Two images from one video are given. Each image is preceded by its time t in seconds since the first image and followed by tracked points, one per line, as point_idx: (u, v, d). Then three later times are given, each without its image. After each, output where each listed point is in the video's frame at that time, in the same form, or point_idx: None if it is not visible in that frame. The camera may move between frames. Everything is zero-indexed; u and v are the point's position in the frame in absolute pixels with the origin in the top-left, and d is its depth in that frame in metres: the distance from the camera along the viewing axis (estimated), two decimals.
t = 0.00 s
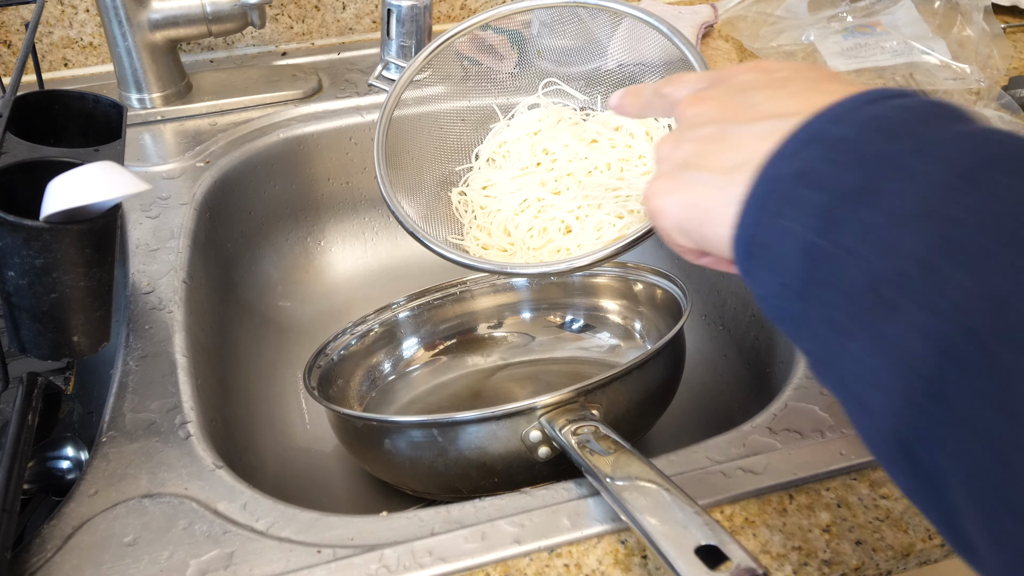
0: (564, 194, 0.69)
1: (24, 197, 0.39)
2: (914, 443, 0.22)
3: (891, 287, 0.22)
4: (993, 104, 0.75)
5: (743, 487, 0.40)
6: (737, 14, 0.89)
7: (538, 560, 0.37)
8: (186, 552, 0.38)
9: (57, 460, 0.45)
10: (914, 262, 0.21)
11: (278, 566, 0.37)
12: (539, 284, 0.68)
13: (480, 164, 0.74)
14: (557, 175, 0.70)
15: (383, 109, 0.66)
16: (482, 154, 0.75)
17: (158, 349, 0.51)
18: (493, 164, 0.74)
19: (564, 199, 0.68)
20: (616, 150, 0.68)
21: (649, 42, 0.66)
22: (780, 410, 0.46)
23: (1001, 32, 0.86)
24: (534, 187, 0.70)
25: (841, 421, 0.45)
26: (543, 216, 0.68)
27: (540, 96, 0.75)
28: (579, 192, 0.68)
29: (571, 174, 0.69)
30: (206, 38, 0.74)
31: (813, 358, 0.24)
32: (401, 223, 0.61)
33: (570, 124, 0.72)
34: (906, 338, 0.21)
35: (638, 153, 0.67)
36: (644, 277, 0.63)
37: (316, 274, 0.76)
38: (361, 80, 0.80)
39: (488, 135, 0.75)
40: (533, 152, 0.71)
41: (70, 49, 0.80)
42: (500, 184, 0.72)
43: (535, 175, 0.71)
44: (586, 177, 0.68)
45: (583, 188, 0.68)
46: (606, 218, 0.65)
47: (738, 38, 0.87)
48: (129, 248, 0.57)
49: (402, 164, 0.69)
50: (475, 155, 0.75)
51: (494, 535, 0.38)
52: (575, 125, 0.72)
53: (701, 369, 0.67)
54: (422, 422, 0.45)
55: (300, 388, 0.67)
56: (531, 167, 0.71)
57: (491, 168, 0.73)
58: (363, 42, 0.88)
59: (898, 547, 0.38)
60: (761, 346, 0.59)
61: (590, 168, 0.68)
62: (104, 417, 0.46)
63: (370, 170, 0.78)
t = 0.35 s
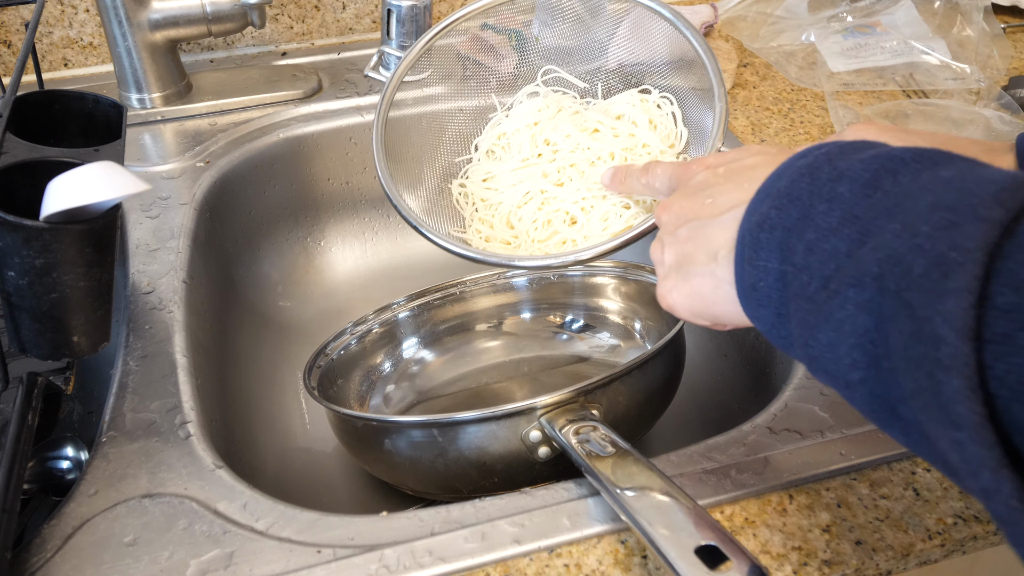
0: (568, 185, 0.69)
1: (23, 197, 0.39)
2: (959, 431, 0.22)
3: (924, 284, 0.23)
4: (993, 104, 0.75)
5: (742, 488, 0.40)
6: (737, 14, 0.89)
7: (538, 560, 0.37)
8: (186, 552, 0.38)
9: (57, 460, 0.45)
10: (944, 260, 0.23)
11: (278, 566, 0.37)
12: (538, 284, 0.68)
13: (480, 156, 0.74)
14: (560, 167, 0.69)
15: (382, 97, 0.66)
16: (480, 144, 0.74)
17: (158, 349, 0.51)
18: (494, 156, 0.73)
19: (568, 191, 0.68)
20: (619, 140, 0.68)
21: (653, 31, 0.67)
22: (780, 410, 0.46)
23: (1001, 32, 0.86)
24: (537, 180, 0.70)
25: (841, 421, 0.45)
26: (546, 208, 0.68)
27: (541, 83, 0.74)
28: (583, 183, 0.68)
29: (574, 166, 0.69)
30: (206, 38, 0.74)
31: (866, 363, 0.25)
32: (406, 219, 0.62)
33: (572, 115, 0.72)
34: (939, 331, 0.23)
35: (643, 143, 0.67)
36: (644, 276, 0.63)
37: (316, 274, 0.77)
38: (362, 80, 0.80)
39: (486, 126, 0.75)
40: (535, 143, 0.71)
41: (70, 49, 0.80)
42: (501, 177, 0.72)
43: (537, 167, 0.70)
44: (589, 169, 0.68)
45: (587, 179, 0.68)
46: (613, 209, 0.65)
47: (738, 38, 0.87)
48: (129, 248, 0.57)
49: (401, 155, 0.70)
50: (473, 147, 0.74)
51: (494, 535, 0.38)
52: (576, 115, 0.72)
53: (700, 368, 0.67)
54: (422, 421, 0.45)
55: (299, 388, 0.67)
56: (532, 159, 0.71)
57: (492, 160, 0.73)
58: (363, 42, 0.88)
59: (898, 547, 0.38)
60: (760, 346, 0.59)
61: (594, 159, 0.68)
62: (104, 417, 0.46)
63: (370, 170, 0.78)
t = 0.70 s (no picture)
0: (560, 179, 0.68)
1: (23, 196, 0.39)
2: (976, 442, 0.22)
3: (938, 284, 0.23)
4: (993, 104, 0.75)
5: (742, 488, 0.40)
6: (737, 13, 0.89)
7: (538, 560, 0.37)
8: (186, 552, 0.38)
9: (57, 460, 0.45)
10: (959, 259, 0.23)
11: (278, 566, 0.37)
12: (538, 284, 0.68)
13: (472, 147, 0.73)
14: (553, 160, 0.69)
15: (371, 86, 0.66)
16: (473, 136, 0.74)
17: (158, 349, 0.51)
18: (486, 147, 0.73)
19: (561, 185, 0.68)
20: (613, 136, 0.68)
21: (652, 28, 0.67)
22: (780, 410, 0.46)
23: (1001, 32, 0.86)
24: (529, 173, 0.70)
25: (841, 421, 0.45)
26: (538, 202, 0.68)
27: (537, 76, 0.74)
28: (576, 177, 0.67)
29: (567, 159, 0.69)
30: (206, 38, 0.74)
31: (870, 369, 0.25)
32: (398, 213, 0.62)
33: (566, 109, 0.72)
34: (953, 332, 0.22)
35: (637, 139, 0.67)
36: (644, 276, 0.63)
37: (316, 274, 0.77)
38: (361, 80, 0.80)
39: (480, 117, 0.74)
40: (528, 136, 0.71)
41: (70, 49, 0.80)
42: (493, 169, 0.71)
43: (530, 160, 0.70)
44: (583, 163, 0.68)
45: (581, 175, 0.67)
46: (606, 205, 0.65)
47: (738, 38, 0.87)
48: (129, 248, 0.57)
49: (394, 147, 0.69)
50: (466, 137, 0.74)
51: (494, 535, 0.38)
52: (571, 108, 0.72)
53: (700, 369, 0.67)
54: (422, 421, 0.45)
55: (299, 388, 0.67)
56: (525, 153, 0.70)
57: (484, 152, 0.72)
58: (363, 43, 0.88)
59: (898, 547, 0.38)
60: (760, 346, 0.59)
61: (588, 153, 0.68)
62: (104, 417, 0.46)
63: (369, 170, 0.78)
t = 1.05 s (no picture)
0: (565, 142, 0.61)
1: (24, 196, 0.39)
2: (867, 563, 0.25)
3: None
4: (993, 104, 0.75)
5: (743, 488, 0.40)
6: (737, 13, 0.90)
7: (538, 560, 0.37)
8: (186, 552, 0.38)
9: (57, 460, 0.45)
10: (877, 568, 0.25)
11: (278, 566, 0.37)
12: (538, 283, 0.68)
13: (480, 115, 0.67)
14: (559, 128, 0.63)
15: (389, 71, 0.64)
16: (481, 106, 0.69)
17: (158, 349, 0.51)
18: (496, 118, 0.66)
19: (566, 147, 0.59)
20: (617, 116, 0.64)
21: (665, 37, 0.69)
22: (781, 410, 0.46)
23: (1001, 32, 0.86)
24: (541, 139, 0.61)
25: (841, 421, 0.45)
26: (536, 147, 0.59)
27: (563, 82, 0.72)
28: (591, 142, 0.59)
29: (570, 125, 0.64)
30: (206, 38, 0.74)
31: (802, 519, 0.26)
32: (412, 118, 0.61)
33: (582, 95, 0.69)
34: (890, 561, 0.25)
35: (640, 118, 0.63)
36: (644, 275, 0.63)
37: (316, 275, 0.76)
38: (362, 80, 0.80)
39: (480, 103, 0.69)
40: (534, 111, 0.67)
41: (70, 49, 0.80)
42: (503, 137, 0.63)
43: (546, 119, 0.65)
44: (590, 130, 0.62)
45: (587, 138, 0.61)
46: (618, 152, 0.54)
47: (738, 39, 0.87)
48: (129, 248, 0.57)
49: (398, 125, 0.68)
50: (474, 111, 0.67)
51: (494, 535, 0.38)
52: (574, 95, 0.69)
53: (701, 369, 0.67)
54: (424, 421, 0.45)
55: (299, 388, 0.67)
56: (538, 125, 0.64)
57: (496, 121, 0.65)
58: (364, 42, 0.88)
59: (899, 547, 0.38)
60: (761, 347, 0.59)
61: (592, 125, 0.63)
62: (104, 417, 0.46)
63: (370, 170, 0.78)
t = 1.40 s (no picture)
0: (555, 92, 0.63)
1: (24, 196, 0.39)
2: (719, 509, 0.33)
3: None
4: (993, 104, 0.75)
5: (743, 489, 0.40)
6: (737, 14, 0.90)
7: (539, 560, 0.37)
8: (186, 552, 0.38)
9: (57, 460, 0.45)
10: None
11: (278, 566, 0.37)
12: (549, 288, 0.68)
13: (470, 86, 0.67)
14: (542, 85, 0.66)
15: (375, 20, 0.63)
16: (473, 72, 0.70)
17: (158, 349, 0.51)
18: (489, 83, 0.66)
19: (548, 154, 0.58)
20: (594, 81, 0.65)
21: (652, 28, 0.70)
22: (781, 410, 0.46)
23: (1001, 32, 0.86)
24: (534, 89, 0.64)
25: (841, 421, 0.45)
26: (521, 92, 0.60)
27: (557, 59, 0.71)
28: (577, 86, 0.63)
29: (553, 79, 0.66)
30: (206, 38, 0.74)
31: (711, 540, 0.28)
32: (393, 74, 0.53)
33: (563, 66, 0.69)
34: None
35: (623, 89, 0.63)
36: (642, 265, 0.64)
37: (315, 275, 0.76)
38: (361, 80, 0.80)
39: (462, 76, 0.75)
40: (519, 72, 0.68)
41: (70, 49, 0.80)
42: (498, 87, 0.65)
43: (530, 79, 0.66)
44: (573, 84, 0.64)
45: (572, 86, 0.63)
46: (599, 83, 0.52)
47: (738, 39, 0.87)
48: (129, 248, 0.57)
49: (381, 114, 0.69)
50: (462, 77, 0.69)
51: (494, 535, 0.38)
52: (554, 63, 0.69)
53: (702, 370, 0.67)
54: (433, 405, 0.45)
55: (300, 390, 0.67)
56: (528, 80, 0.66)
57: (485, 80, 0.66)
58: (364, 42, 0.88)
59: (898, 548, 0.38)
60: (761, 348, 0.59)
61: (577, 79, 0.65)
62: (104, 417, 0.46)
63: (370, 171, 0.78)
